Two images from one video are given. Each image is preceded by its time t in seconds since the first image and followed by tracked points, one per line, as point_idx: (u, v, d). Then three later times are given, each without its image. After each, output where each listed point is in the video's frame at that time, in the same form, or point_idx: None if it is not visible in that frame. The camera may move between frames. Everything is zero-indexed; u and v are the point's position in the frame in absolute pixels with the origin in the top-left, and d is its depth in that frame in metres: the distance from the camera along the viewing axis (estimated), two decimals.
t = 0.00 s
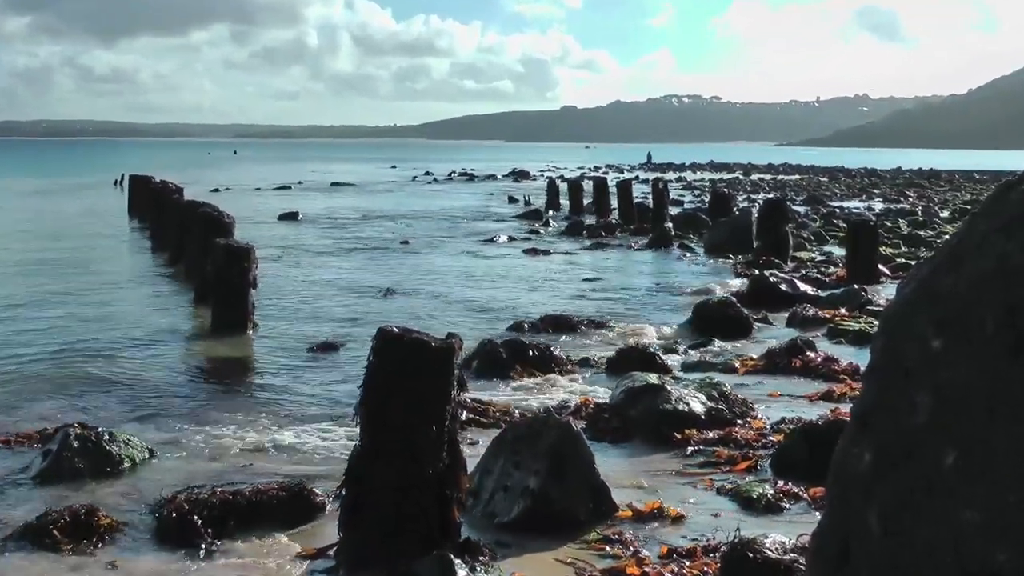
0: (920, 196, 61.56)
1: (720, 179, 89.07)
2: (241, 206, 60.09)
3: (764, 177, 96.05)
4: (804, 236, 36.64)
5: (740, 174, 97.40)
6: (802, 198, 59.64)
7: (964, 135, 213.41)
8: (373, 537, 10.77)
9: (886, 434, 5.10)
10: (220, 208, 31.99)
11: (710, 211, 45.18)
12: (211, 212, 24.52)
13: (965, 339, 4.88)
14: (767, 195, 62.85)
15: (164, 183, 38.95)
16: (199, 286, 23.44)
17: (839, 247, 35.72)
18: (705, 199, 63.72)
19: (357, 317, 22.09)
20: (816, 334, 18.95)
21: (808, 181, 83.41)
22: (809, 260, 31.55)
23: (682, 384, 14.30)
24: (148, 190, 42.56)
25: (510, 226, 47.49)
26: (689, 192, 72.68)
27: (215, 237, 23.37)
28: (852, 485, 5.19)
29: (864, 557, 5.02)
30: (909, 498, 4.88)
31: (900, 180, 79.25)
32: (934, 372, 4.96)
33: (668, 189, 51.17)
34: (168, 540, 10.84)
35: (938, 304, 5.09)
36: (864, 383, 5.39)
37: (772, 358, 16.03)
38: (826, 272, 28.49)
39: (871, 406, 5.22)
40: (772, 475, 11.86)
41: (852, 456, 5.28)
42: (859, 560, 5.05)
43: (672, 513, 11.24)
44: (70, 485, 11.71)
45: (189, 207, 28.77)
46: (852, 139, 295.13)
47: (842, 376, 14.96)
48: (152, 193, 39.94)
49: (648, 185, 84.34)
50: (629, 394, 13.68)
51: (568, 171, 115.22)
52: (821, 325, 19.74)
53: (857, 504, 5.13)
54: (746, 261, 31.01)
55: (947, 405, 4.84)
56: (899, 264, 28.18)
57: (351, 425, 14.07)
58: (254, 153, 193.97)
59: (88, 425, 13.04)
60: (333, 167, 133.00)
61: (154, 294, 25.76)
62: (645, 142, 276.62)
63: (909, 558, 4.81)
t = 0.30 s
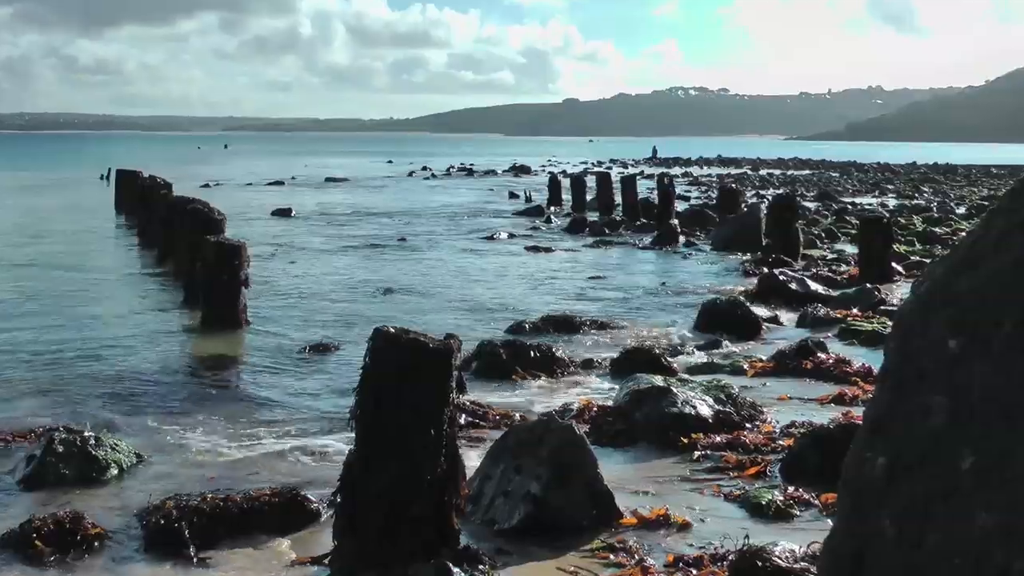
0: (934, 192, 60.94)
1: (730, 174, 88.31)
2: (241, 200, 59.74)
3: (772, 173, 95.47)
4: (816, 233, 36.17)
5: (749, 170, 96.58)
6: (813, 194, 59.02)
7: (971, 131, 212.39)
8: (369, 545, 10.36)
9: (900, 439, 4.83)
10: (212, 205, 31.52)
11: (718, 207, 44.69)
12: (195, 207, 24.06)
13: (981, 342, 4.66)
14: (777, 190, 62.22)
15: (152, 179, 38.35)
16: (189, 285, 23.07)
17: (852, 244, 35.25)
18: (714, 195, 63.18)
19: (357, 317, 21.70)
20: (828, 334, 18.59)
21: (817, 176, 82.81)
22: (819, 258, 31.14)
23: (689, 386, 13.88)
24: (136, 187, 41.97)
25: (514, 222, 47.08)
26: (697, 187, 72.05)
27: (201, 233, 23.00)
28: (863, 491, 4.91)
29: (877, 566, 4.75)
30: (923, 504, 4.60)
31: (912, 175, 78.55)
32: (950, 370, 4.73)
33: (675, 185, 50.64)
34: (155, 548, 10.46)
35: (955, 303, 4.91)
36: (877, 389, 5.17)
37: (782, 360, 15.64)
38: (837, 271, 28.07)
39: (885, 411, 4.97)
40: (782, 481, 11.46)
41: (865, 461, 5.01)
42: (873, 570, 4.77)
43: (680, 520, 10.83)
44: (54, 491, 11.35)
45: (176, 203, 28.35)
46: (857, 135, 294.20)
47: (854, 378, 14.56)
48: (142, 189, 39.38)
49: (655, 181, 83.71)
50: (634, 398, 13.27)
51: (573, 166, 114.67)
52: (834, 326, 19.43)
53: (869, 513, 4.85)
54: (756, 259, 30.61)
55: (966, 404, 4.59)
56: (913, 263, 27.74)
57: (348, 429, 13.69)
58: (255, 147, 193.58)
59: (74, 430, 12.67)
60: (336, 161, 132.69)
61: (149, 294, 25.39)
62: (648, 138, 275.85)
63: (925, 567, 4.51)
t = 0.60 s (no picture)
0: (949, 189, 60.19)
1: (737, 170, 87.57)
2: (241, 197, 59.41)
3: (784, 169, 94.51)
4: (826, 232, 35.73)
5: (758, 167, 95.81)
6: (824, 191, 58.41)
7: (976, 129, 211.47)
8: (364, 555, 10.00)
9: (914, 445, 4.54)
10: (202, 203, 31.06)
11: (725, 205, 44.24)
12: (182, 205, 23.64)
13: (1000, 345, 4.35)
14: (787, 188, 61.62)
15: (141, 176, 37.82)
16: (179, 286, 22.73)
17: (864, 243, 34.80)
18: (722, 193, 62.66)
19: (356, 319, 21.30)
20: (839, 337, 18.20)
21: (829, 172, 82.00)
22: (830, 258, 30.75)
23: (695, 390, 13.50)
24: (124, 183, 41.46)
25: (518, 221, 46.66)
26: (705, 184, 71.45)
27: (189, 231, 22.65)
28: (875, 499, 4.64)
29: None
30: (936, 517, 4.34)
31: (927, 172, 77.65)
32: (968, 373, 4.43)
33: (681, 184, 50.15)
34: (141, 560, 10.09)
35: (971, 301, 4.56)
36: (889, 391, 4.85)
37: (791, 363, 15.25)
38: (848, 271, 27.67)
39: (896, 414, 4.66)
40: (792, 489, 11.07)
41: (878, 468, 4.73)
42: None
43: (686, 529, 10.44)
44: (36, 498, 11.01)
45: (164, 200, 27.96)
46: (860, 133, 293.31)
47: (866, 383, 14.19)
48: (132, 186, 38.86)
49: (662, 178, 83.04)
50: (639, 402, 12.89)
51: (577, 163, 114.10)
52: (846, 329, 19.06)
53: (882, 522, 4.59)
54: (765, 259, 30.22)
55: (984, 408, 4.29)
56: (926, 263, 27.32)
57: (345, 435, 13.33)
58: (257, 143, 192.92)
59: (60, 437, 12.36)
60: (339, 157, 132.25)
61: (145, 294, 25.07)
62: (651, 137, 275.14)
63: None
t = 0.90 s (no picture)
0: (967, 187, 59.43)
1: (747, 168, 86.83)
2: (244, 195, 59.03)
3: (796, 166, 93.67)
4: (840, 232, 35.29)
5: (769, 164, 94.99)
6: (837, 189, 57.76)
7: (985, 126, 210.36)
8: (359, 566, 9.62)
9: (931, 455, 4.48)
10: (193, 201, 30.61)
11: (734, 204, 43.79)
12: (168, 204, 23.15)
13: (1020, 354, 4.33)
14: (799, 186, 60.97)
15: (127, 172, 37.27)
16: (169, 287, 22.34)
17: (878, 244, 34.35)
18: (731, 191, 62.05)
19: (356, 321, 20.96)
20: (852, 341, 17.78)
21: (842, 170, 81.18)
22: (843, 258, 30.34)
23: (702, 395, 13.11)
24: (110, 182, 40.90)
25: (523, 220, 46.24)
26: (715, 182, 70.81)
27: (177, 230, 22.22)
28: (890, 508, 4.59)
29: None
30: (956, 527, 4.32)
31: (944, 170, 76.73)
32: (985, 380, 4.40)
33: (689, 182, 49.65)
34: (127, 572, 9.74)
35: (990, 302, 4.53)
36: (902, 396, 4.77)
37: (802, 368, 14.86)
38: (861, 272, 27.26)
39: (911, 421, 4.60)
40: (803, 499, 10.70)
41: (890, 474, 4.66)
42: None
43: (693, 540, 10.04)
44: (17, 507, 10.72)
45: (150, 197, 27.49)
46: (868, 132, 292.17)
47: (880, 388, 13.81)
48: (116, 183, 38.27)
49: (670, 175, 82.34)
50: (644, 409, 12.50)
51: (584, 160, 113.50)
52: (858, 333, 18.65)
53: (897, 530, 4.56)
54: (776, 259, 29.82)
55: (1001, 417, 4.29)
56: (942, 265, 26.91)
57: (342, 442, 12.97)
58: (259, 139, 192.20)
59: (44, 444, 12.06)
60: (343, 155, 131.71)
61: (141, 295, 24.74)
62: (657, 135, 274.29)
63: None
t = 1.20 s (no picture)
0: (987, 184, 58.78)
1: (758, 164, 86.22)
2: (249, 191, 58.74)
3: (809, 162, 93.03)
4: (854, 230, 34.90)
5: (781, 160, 94.24)
6: (851, 187, 57.20)
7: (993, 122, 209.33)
8: None
9: (952, 462, 4.56)
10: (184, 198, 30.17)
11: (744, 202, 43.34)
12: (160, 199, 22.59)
13: None
14: (812, 182, 60.35)
15: (115, 168, 36.80)
16: (159, 287, 21.94)
17: (893, 243, 33.96)
18: (742, 189, 61.53)
19: (360, 322, 20.61)
20: (868, 343, 17.50)
21: (858, 165, 80.62)
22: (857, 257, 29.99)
23: (711, 399, 12.74)
24: (101, 178, 40.44)
25: (531, 217, 45.84)
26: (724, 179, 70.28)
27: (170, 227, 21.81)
28: (909, 513, 4.72)
29: None
30: (975, 533, 4.42)
31: (965, 166, 75.94)
32: (1007, 384, 4.47)
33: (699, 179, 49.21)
34: None
35: (1011, 300, 4.61)
36: (921, 402, 4.89)
37: (815, 370, 14.53)
38: (876, 272, 26.92)
39: (929, 425, 4.71)
40: (816, 507, 10.35)
41: (911, 483, 4.79)
42: None
43: (702, 548, 9.66)
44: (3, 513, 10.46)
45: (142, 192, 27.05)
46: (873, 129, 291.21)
47: (897, 394, 13.48)
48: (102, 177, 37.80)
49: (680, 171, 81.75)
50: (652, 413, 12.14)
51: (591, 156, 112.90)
52: (874, 336, 18.34)
53: (915, 532, 4.70)
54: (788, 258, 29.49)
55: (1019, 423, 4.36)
56: (959, 265, 26.53)
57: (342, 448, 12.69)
58: (262, 133, 191.78)
59: (29, 450, 11.77)
60: (349, 149, 131.32)
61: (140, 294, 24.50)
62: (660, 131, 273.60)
63: None
